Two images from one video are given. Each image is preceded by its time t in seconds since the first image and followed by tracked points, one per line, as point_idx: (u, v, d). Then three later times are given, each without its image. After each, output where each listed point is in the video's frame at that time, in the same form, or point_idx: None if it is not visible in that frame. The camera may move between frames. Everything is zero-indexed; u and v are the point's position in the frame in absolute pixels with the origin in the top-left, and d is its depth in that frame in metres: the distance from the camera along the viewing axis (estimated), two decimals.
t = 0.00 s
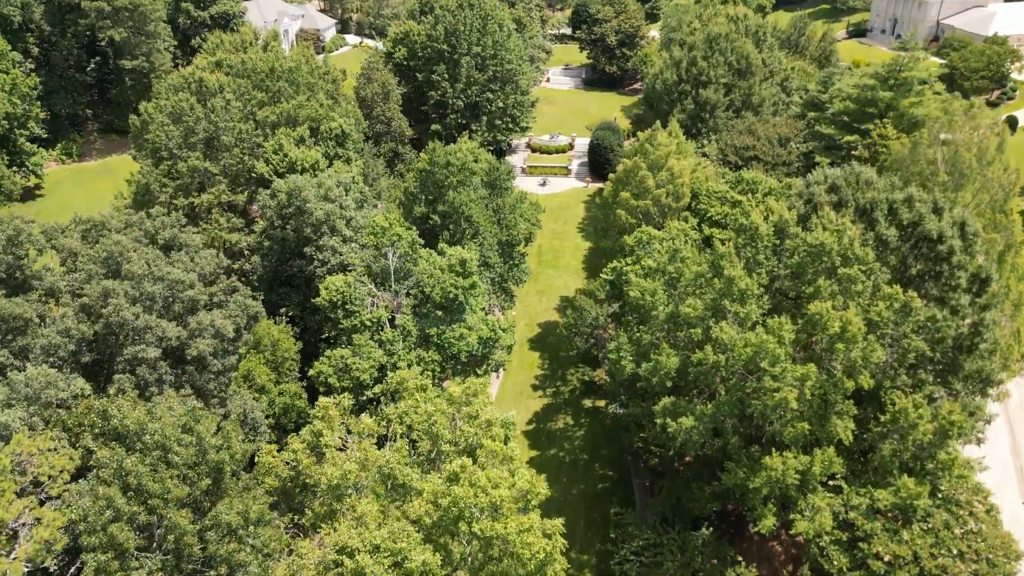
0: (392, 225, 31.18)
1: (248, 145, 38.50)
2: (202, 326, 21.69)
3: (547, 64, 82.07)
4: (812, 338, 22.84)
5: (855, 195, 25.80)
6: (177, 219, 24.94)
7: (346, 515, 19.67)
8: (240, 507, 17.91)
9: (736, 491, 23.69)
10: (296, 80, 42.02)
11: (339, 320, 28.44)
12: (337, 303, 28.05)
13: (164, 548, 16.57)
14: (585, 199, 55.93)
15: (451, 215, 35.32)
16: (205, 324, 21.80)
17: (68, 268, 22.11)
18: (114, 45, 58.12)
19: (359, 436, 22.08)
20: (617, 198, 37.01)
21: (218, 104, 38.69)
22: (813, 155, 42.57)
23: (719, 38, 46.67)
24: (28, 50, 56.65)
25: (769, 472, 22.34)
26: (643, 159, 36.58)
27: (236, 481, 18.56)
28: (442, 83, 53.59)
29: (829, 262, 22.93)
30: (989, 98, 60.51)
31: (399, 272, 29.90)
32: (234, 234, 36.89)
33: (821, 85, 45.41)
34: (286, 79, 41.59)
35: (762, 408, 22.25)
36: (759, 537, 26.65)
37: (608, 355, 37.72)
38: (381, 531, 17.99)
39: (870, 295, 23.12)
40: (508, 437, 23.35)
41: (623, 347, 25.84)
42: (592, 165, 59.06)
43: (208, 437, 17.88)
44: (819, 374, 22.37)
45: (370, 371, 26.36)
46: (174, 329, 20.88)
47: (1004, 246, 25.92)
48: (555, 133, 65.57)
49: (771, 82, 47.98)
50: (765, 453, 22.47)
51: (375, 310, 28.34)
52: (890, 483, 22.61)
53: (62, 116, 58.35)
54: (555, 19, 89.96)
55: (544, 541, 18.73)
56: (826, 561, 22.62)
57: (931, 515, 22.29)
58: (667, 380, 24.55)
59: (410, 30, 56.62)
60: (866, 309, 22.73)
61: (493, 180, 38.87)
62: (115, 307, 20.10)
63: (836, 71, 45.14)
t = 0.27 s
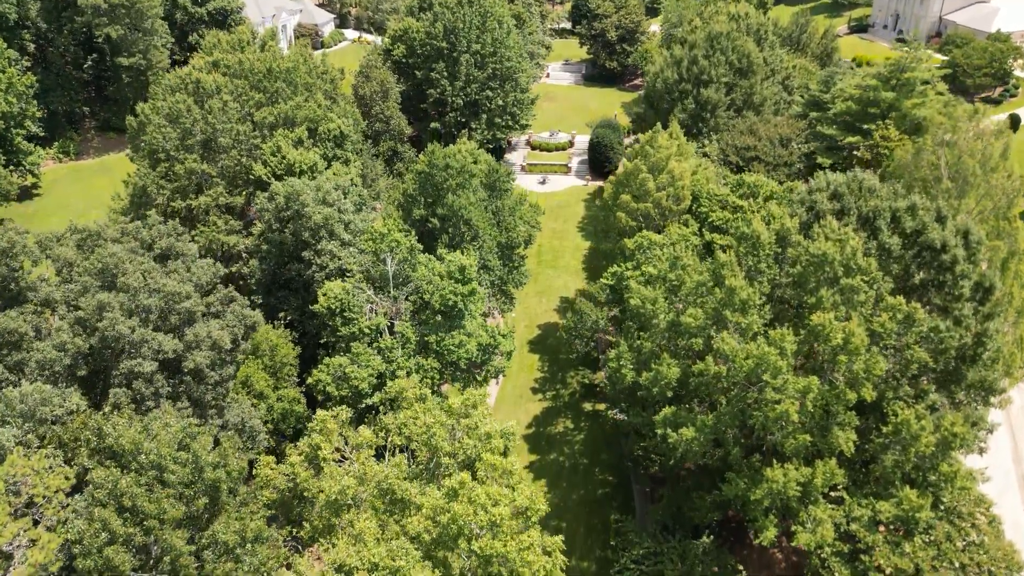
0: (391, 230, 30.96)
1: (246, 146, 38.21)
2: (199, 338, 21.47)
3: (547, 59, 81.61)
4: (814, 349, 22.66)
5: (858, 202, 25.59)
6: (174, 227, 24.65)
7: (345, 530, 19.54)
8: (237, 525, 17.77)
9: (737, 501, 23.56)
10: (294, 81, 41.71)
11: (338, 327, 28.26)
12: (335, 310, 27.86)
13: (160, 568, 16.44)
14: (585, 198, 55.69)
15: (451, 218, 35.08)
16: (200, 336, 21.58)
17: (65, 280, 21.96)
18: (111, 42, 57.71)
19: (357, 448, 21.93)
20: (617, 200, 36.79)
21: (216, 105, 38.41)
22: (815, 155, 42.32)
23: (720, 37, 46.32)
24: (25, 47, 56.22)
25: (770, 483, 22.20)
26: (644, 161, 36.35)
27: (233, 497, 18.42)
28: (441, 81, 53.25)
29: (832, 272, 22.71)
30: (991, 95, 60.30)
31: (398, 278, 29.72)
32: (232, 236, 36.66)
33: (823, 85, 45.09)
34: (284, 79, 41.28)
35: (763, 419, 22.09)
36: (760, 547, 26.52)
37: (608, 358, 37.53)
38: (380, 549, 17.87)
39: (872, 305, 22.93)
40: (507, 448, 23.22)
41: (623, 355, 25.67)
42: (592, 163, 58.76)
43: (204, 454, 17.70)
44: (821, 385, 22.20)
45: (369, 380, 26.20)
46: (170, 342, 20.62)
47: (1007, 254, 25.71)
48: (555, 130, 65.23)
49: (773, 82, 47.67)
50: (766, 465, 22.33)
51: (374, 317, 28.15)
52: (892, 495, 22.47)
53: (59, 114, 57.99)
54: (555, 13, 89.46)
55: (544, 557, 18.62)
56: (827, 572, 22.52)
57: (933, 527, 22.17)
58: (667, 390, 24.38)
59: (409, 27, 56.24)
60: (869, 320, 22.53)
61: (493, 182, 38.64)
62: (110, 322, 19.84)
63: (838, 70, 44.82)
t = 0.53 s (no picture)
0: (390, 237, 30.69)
1: (243, 149, 37.96)
2: (196, 353, 21.15)
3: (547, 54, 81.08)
4: (816, 362, 22.46)
5: (861, 211, 25.35)
6: (170, 237, 24.36)
7: (343, 549, 19.41)
8: (236, 547, 17.60)
9: (739, 514, 23.42)
10: (291, 82, 41.39)
11: (336, 336, 28.06)
12: (333, 319, 27.66)
13: None
14: (585, 196, 55.40)
15: (450, 223, 34.85)
16: (198, 350, 21.27)
17: (60, 293, 21.66)
18: (107, 39, 57.27)
19: (356, 463, 21.78)
20: (618, 204, 36.58)
21: (213, 107, 38.11)
22: (816, 156, 42.03)
23: (721, 36, 45.94)
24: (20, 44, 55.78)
25: (772, 498, 22.06)
26: (645, 164, 36.12)
27: (231, 520, 18.27)
28: (440, 79, 52.87)
29: (834, 285, 22.50)
30: (994, 92, 59.95)
31: (397, 286, 29.51)
32: (230, 240, 36.37)
33: (824, 84, 44.78)
34: (281, 80, 40.96)
35: (765, 433, 21.92)
36: (759, 559, 26.40)
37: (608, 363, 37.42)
38: (378, 569, 17.72)
39: (876, 319, 22.73)
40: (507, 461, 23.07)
41: (623, 366, 25.48)
42: (592, 160, 58.43)
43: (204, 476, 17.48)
44: (823, 398, 22.04)
45: (368, 390, 26.04)
46: (166, 358, 20.38)
47: (1011, 264, 25.50)
48: (554, 127, 64.84)
49: (774, 80, 47.40)
50: (768, 480, 22.19)
51: (372, 326, 27.96)
52: (894, 509, 22.34)
53: (55, 112, 57.57)
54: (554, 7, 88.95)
55: None
56: None
57: (936, 542, 22.03)
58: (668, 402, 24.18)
59: (408, 24, 55.77)
60: (870, 333, 22.34)
61: (492, 184, 38.36)
62: (105, 338, 19.58)
63: (840, 70, 44.49)
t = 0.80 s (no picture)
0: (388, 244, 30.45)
1: (240, 152, 37.67)
2: (192, 368, 20.92)
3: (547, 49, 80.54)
4: (819, 376, 22.25)
5: (864, 221, 25.12)
6: (166, 248, 24.09)
7: (341, 567, 19.24)
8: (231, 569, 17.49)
9: (739, 527, 23.29)
10: (289, 83, 41.09)
11: (334, 345, 27.87)
12: (332, 328, 27.46)
13: None
14: (585, 195, 55.11)
15: (449, 227, 34.61)
16: (194, 365, 21.05)
17: (55, 307, 21.36)
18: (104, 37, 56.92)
19: (354, 478, 21.63)
20: (618, 208, 36.32)
21: (209, 109, 37.81)
22: (818, 157, 41.70)
23: (722, 35, 45.57)
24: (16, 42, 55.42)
25: (773, 512, 21.88)
26: (645, 167, 35.85)
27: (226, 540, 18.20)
28: (439, 77, 52.51)
29: (837, 298, 22.28)
30: (997, 88, 59.49)
31: (395, 293, 29.29)
32: (227, 244, 36.11)
33: (826, 84, 44.43)
34: (279, 81, 40.64)
35: (767, 448, 21.73)
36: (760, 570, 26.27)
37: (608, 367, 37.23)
38: None
39: (878, 331, 22.52)
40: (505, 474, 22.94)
41: (623, 376, 25.30)
42: (592, 158, 58.10)
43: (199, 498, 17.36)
44: (825, 412, 21.87)
45: (366, 401, 25.88)
46: (162, 375, 20.17)
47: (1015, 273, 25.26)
48: (554, 124, 64.47)
49: (776, 79, 47.05)
50: (769, 494, 22.01)
51: (371, 334, 27.76)
52: (897, 523, 22.17)
53: (52, 110, 57.19)
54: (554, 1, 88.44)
55: None
56: None
57: (938, 557, 21.86)
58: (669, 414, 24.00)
59: (406, 21, 55.34)
60: (873, 347, 22.12)
61: (491, 187, 38.09)
62: (100, 356, 19.36)
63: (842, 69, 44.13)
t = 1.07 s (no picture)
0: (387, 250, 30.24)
1: (238, 154, 37.41)
2: (189, 382, 20.79)
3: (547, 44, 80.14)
4: (821, 388, 22.09)
5: (866, 230, 24.91)
6: (162, 257, 23.87)
7: None
8: None
9: (741, 538, 23.17)
10: (286, 84, 40.82)
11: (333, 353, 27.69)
12: (330, 336, 27.27)
13: None
14: (585, 194, 54.86)
15: (448, 231, 34.40)
16: (191, 379, 20.91)
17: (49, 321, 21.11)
18: (101, 34, 56.54)
19: (353, 491, 21.55)
20: (619, 211, 36.12)
21: (207, 111, 37.53)
22: (820, 159, 41.44)
23: (724, 34, 45.25)
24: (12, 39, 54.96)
25: (775, 525, 21.76)
26: (646, 170, 35.62)
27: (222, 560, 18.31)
28: (438, 75, 52.17)
29: (839, 309, 22.10)
30: (999, 86, 59.36)
31: (394, 300, 29.10)
32: (225, 247, 35.86)
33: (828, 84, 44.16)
34: (276, 82, 40.37)
35: (768, 460, 21.59)
36: None
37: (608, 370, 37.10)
38: None
39: (880, 343, 22.37)
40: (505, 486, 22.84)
41: (624, 386, 25.12)
42: (592, 156, 57.82)
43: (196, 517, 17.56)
44: (827, 425, 21.72)
45: (365, 411, 25.74)
46: (159, 390, 20.02)
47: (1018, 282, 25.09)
48: (554, 121, 64.13)
49: (777, 79, 46.77)
50: (770, 506, 21.88)
51: (370, 342, 27.59)
52: (899, 535, 22.04)
53: (48, 108, 56.78)
54: None
55: None
56: None
57: (941, 569, 21.75)
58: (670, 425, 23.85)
59: (405, 18, 54.91)
60: (876, 358, 21.96)
61: (491, 190, 37.85)
62: (96, 371, 19.18)
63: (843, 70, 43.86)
